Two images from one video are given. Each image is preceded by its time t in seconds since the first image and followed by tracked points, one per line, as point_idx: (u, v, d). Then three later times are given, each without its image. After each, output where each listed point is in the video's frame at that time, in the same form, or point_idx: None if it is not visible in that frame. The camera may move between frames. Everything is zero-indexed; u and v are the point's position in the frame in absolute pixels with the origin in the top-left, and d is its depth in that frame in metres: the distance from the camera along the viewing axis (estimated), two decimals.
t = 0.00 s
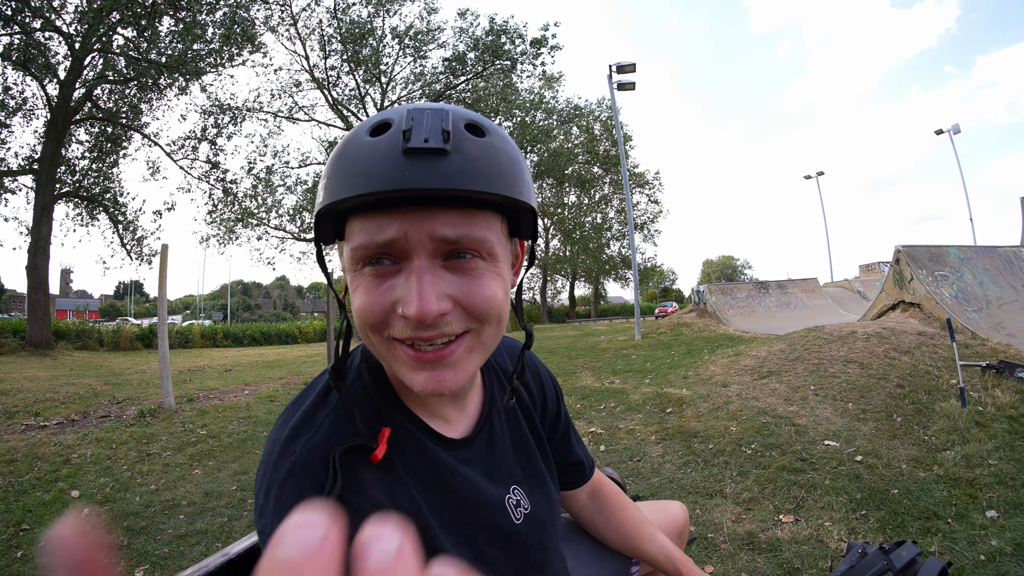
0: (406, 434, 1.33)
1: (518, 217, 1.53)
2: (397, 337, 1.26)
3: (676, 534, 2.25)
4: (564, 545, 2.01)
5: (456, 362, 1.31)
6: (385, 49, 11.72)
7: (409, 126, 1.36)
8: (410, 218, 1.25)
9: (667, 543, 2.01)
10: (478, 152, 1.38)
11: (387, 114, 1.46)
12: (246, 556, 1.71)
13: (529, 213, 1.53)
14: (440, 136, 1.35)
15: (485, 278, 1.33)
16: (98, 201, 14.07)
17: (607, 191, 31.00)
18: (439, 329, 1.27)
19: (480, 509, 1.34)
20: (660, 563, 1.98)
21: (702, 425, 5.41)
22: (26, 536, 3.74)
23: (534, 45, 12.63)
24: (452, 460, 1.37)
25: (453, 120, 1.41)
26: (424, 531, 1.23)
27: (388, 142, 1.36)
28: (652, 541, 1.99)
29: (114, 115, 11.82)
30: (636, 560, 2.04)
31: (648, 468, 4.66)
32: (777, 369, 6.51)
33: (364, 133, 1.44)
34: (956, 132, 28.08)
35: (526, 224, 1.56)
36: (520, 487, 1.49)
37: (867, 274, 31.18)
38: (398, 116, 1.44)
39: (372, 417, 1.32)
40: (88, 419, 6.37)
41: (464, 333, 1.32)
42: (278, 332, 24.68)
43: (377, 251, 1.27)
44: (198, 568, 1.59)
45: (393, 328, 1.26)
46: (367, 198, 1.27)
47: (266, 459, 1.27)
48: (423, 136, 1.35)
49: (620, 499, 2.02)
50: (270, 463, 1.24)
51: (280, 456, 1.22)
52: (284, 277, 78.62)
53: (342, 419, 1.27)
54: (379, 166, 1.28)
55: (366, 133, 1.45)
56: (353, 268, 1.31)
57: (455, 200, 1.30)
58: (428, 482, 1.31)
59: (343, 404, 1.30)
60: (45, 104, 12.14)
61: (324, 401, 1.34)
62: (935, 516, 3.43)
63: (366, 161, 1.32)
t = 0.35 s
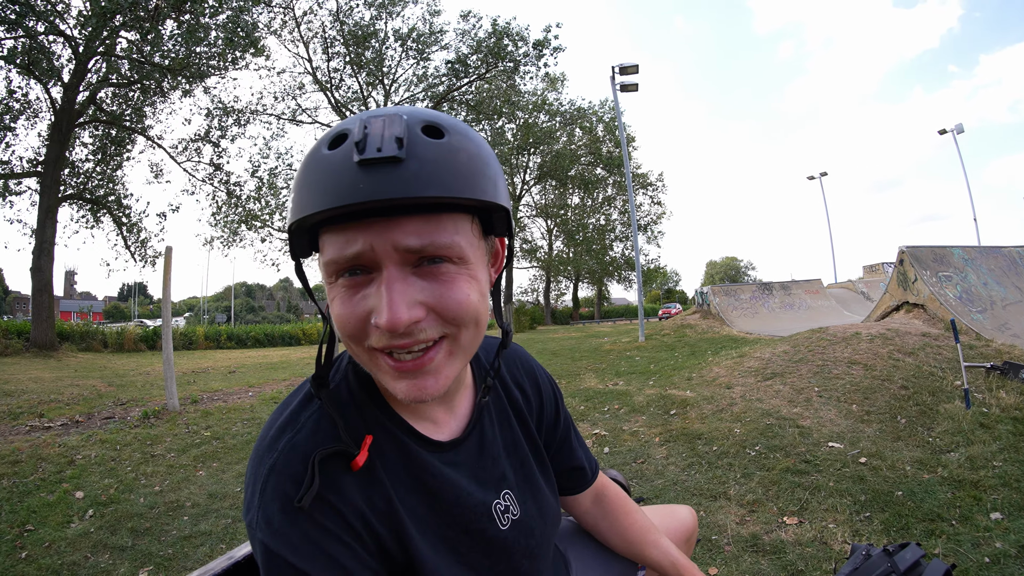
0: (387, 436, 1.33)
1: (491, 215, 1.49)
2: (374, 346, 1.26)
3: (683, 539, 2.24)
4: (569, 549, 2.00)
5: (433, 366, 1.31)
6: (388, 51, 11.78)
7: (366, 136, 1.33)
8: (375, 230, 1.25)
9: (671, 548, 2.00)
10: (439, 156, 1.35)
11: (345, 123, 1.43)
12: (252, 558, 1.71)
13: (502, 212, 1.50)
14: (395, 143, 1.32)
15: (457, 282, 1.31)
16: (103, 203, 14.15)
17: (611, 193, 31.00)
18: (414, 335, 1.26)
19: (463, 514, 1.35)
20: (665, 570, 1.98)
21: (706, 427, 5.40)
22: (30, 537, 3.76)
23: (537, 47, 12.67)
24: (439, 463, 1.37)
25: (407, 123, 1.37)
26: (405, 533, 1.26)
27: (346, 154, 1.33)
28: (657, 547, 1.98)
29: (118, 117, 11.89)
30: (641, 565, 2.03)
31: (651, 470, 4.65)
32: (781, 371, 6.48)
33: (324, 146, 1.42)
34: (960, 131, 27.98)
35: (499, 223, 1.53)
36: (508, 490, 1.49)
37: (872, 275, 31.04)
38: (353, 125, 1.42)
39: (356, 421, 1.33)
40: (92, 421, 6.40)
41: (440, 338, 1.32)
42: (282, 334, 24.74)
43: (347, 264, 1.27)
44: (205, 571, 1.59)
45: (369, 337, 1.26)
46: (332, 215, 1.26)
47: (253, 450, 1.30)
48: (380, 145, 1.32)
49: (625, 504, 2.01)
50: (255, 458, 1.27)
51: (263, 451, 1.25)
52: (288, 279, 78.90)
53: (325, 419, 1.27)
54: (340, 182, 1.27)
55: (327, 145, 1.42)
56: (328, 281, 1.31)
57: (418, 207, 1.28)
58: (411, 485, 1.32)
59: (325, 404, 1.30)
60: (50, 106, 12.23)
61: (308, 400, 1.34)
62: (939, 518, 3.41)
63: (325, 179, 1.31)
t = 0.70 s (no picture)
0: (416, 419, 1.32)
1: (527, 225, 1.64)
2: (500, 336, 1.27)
3: (677, 536, 2.23)
4: (562, 548, 1.99)
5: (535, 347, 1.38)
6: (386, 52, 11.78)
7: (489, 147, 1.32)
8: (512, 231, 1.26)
9: (665, 544, 1.98)
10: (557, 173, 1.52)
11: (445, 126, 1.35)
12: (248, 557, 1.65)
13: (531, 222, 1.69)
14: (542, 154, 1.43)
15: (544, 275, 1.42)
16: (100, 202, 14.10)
17: (608, 195, 31.07)
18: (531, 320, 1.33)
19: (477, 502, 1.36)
20: (659, 565, 1.95)
21: (702, 428, 5.42)
22: (28, 536, 3.74)
23: (535, 49, 12.71)
24: (456, 452, 1.37)
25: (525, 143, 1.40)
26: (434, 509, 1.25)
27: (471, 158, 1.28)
28: (649, 542, 1.97)
29: (116, 117, 11.86)
30: (636, 562, 2.01)
31: (647, 472, 4.66)
32: (777, 373, 6.51)
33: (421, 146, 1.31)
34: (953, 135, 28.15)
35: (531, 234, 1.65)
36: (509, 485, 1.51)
37: (869, 278, 31.15)
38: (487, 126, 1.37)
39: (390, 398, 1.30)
40: (89, 421, 6.37)
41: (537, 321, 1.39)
42: (278, 334, 24.70)
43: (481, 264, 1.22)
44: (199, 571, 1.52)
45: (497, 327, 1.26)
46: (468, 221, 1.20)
47: (271, 422, 1.22)
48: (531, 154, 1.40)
49: (617, 501, 2.01)
50: (278, 426, 1.19)
51: (293, 419, 1.18)
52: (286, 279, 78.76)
53: (364, 398, 1.25)
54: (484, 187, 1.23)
55: (422, 142, 1.32)
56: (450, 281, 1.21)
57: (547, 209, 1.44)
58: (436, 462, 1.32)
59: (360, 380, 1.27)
60: (48, 105, 12.18)
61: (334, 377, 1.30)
62: (934, 519, 3.42)
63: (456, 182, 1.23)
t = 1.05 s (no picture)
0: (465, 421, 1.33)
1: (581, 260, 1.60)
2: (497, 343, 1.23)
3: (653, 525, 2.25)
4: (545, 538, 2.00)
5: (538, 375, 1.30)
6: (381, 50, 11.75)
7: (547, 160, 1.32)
8: (540, 243, 1.23)
9: (643, 528, 1.99)
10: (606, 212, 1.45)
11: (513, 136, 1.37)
12: (237, 552, 1.63)
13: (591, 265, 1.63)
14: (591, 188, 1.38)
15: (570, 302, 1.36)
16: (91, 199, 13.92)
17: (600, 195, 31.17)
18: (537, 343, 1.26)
19: (517, 497, 1.39)
20: (637, 550, 1.97)
21: (693, 427, 5.46)
22: (17, 536, 3.70)
23: (529, 48, 12.74)
24: (492, 446, 1.39)
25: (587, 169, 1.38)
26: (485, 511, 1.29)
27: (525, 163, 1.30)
28: (627, 527, 1.99)
29: (108, 112, 11.72)
30: (617, 548, 2.04)
31: (638, 470, 4.69)
32: (768, 373, 6.57)
33: (485, 145, 1.34)
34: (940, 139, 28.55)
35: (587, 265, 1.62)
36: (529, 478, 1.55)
37: (859, 280, 31.44)
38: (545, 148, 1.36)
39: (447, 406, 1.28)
40: (78, 419, 6.29)
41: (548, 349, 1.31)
42: (269, 332, 24.51)
43: (499, 262, 1.20)
44: (186, 568, 1.50)
45: (493, 333, 1.23)
46: (507, 217, 1.19)
47: (334, 433, 1.14)
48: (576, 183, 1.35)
49: (597, 489, 2.01)
50: (348, 437, 1.13)
51: (365, 431, 1.13)
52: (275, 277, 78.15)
53: (426, 404, 1.24)
54: (527, 189, 1.22)
55: (486, 147, 1.34)
56: (465, 272, 1.22)
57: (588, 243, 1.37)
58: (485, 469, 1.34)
59: (420, 382, 1.25)
60: (39, 99, 12.03)
61: (392, 378, 1.25)
62: (922, 518, 3.48)
63: (506, 177, 1.23)
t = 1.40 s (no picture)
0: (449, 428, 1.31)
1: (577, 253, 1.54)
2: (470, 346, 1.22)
3: (647, 524, 2.26)
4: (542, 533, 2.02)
5: (517, 378, 1.29)
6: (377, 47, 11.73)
7: (524, 156, 1.28)
8: (511, 243, 1.21)
9: (635, 528, 2.00)
10: (589, 204, 1.38)
11: (493, 128, 1.35)
12: (231, 549, 1.60)
13: (587, 255, 1.56)
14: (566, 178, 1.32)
15: (551, 304, 1.34)
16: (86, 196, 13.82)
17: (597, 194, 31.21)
18: (513, 347, 1.25)
19: (500, 506, 1.37)
20: (629, 549, 1.97)
21: (688, 425, 5.48)
22: (11, 534, 3.67)
23: (526, 47, 12.74)
24: (477, 454, 1.37)
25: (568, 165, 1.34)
26: (464, 521, 1.28)
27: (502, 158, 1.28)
28: (620, 526, 1.99)
29: (103, 109, 11.64)
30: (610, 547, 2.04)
31: (633, 468, 4.70)
32: (763, 372, 6.60)
33: (466, 139, 1.32)
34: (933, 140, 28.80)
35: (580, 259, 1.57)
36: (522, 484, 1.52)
37: (854, 279, 31.60)
38: (517, 140, 1.33)
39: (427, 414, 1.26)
40: (73, 417, 6.25)
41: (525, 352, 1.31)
42: (264, 330, 24.39)
43: (467, 264, 1.19)
44: (180, 563, 1.48)
45: (463, 336, 1.22)
46: (478, 216, 1.17)
47: (308, 440, 1.16)
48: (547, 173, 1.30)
49: (595, 487, 2.01)
50: (319, 445, 1.14)
51: (336, 439, 1.14)
52: (270, 274, 77.80)
53: (404, 411, 1.22)
54: (500, 186, 1.20)
55: (462, 143, 1.32)
56: (432, 274, 1.21)
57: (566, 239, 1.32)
58: (467, 477, 1.32)
59: (398, 389, 1.24)
60: (34, 96, 11.95)
61: (370, 384, 1.24)
62: (917, 516, 3.51)
63: (480, 175, 1.22)
